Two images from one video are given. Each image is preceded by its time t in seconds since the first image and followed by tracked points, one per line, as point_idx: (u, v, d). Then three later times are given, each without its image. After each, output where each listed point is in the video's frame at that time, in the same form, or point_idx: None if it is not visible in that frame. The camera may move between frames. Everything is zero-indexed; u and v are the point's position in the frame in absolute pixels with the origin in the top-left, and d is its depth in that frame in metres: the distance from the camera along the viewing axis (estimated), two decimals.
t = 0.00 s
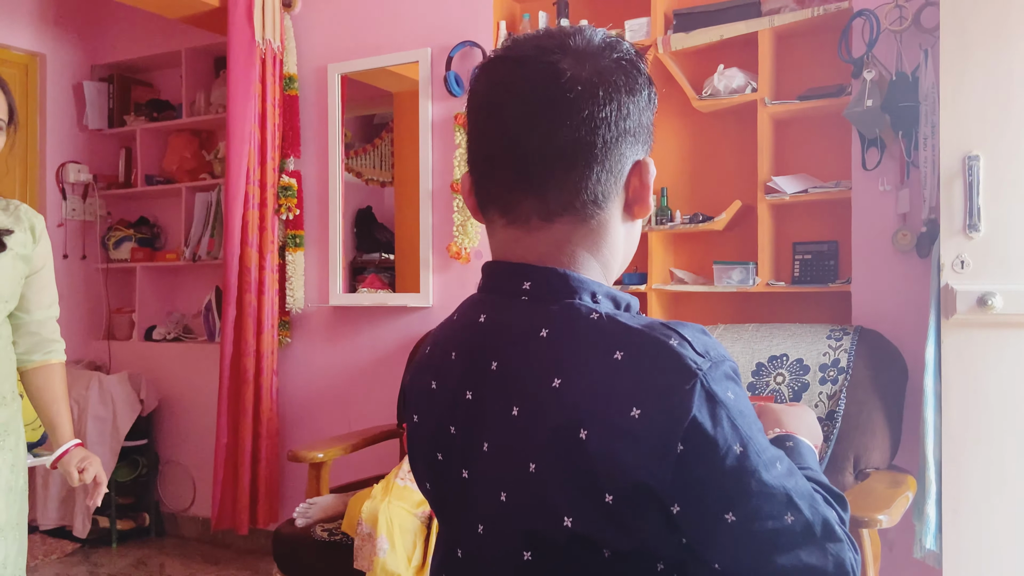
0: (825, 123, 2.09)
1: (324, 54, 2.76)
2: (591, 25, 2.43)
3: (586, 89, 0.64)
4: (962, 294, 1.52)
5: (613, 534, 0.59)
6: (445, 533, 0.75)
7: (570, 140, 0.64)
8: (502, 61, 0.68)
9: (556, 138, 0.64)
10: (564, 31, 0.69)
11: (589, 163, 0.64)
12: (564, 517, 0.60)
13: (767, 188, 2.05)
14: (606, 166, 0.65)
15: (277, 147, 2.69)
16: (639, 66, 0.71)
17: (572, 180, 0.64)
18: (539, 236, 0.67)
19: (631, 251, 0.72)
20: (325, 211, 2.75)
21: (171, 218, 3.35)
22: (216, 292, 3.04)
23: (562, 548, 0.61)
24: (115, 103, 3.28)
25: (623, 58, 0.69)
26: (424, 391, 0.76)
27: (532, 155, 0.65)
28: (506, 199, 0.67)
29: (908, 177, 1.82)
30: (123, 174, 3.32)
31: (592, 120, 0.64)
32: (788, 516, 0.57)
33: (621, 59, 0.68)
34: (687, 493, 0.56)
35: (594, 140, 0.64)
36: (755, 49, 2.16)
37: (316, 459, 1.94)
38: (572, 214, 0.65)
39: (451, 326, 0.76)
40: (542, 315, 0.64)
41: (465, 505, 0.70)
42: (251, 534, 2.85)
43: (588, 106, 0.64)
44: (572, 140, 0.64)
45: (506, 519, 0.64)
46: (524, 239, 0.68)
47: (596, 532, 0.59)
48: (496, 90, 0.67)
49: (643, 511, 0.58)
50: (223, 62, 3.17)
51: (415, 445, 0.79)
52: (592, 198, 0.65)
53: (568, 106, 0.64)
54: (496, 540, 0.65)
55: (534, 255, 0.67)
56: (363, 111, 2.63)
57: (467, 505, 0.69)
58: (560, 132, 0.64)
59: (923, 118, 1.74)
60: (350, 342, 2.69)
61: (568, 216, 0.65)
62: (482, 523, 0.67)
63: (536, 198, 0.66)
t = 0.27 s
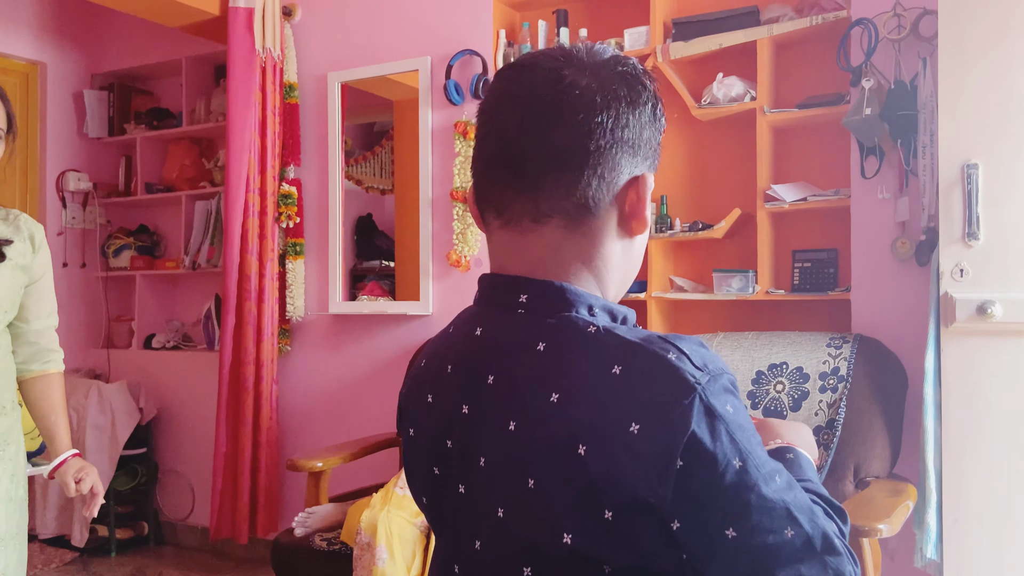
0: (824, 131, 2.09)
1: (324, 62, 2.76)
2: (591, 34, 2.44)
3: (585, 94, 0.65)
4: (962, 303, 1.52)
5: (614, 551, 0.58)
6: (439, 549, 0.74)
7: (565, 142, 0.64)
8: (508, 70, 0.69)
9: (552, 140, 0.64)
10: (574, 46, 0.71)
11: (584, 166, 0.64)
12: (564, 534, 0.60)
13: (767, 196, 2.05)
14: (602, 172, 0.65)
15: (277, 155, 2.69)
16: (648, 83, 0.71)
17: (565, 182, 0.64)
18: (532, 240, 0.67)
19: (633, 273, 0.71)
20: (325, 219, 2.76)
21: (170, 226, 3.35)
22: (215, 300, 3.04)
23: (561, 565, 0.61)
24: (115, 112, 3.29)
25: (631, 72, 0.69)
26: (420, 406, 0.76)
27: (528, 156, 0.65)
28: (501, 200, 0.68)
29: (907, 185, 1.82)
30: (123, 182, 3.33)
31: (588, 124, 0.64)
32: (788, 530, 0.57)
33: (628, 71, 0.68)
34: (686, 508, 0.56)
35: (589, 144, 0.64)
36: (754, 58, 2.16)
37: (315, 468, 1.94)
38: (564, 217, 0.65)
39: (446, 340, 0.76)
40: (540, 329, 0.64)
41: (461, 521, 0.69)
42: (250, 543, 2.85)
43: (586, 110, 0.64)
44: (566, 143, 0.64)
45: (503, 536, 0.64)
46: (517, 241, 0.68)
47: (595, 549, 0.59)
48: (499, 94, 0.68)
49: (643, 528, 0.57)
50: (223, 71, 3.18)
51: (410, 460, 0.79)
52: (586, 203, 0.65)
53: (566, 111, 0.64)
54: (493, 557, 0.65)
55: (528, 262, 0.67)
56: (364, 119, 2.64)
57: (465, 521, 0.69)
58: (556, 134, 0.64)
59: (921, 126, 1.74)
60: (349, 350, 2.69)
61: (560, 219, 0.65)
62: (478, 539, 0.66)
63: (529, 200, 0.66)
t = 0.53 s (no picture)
0: (821, 145, 2.09)
1: (321, 76, 2.77)
2: (588, 48, 2.44)
3: (570, 127, 0.66)
4: (960, 320, 1.51)
5: None
6: None
7: (543, 170, 0.65)
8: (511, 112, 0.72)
9: (530, 169, 0.65)
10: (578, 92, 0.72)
11: (559, 194, 0.64)
12: None
13: (765, 211, 2.05)
14: (579, 201, 0.64)
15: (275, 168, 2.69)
16: (649, 128, 0.71)
17: (539, 209, 0.65)
18: (511, 270, 0.67)
19: (631, 322, 0.68)
20: (323, 232, 2.75)
21: (168, 239, 3.35)
22: (213, 313, 3.03)
23: None
24: (114, 124, 3.29)
25: (628, 112, 0.70)
26: (407, 446, 0.76)
27: (509, 185, 0.67)
28: (485, 229, 0.69)
29: (905, 201, 1.82)
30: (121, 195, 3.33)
31: (568, 154, 0.64)
32: None
33: (624, 112, 0.69)
34: (671, 560, 0.55)
35: (566, 172, 0.64)
36: (751, 73, 2.16)
37: (312, 485, 1.93)
38: (539, 244, 0.65)
39: (431, 380, 0.75)
40: (523, 371, 0.64)
41: (451, 561, 0.70)
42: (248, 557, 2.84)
43: (567, 141, 0.65)
44: (545, 171, 0.65)
45: None
46: (500, 271, 0.68)
47: None
48: (498, 132, 0.71)
49: None
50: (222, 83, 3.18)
51: (399, 496, 0.79)
52: (563, 233, 0.64)
53: (549, 142, 0.65)
54: None
55: (510, 294, 0.68)
56: (362, 130, 2.63)
57: (455, 565, 0.69)
58: (534, 163, 0.65)
59: (919, 141, 1.74)
60: (346, 363, 2.68)
61: (536, 246, 0.65)
62: None
63: (508, 227, 0.66)
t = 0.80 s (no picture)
0: (820, 151, 2.08)
1: (319, 81, 2.76)
2: (586, 53, 2.44)
3: (562, 142, 0.65)
4: (960, 326, 1.51)
5: None
6: None
7: (535, 185, 0.64)
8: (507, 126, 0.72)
9: (521, 184, 0.65)
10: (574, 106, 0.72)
11: (550, 209, 0.63)
12: None
13: (764, 216, 2.05)
14: (570, 217, 0.63)
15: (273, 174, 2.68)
16: (646, 144, 0.70)
17: (529, 224, 0.64)
18: (502, 285, 0.66)
19: (624, 340, 0.67)
20: (321, 238, 2.75)
21: (167, 245, 3.35)
22: (211, 319, 3.03)
23: None
24: (112, 130, 3.28)
25: (624, 126, 0.69)
26: (396, 463, 0.75)
27: (500, 200, 0.66)
28: (477, 243, 0.69)
29: (904, 207, 1.81)
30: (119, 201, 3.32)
31: (560, 169, 0.64)
32: None
33: (620, 127, 0.68)
34: None
35: (558, 188, 0.63)
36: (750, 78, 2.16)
37: (310, 492, 1.92)
38: (529, 259, 0.64)
39: (421, 395, 0.75)
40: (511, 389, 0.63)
41: None
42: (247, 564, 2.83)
43: (560, 156, 0.64)
44: (536, 186, 0.64)
45: None
46: (491, 285, 0.68)
47: None
48: (492, 145, 0.71)
49: None
50: (220, 89, 3.17)
51: (389, 514, 0.79)
52: (553, 249, 0.63)
53: (542, 156, 0.65)
54: None
55: (499, 310, 0.67)
56: (361, 134, 2.63)
57: None
58: (525, 178, 0.65)
59: (918, 146, 1.73)
60: (345, 370, 2.67)
61: (526, 262, 0.64)
62: None
63: (499, 241, 0.66)
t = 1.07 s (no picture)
0: (824, 147, 2.08)
1: (322, 80, 2.76)
2: (589, 50, 2.43)
3: (561, 134, 0.65)
4: (965, 321, 1.50)
5: None
6: None
7: (534, 177, 0.64)
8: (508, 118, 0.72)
9: (521, 176, 0.65)
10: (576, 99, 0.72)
11: (548, 201, 0.63)
12: None
13: (767, 213, 2.04)
14: (568, 209, 0.63)
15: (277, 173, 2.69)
16: (647, 137, 0.70)
17: (528, 216, 0.64)
18: (500, 277, 0.66)
19: (623, 334, 0.67)
20: (324, 236, 2.75)
21: (171, 244, 3.35)
22: (215, 318, 3.03)
23: None
24: (115, 130, 3.29)
25: (624, 119, 0.69)
26: (396, 456, 0.75)
27: (500, 193, 0.66)
28: (476, 235, 0.69)
29: (908, 203, 1.81)
30: (123, 200, 3.33)
31: (559, 161, 0.64)
32: None
33: (621, 121, 0.68)
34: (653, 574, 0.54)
35: (556, 180, 0.63)
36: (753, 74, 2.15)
37: (314, 490, 1.92)
38: (527, 251, 0.64)
39: (420, 390, 0.75)
40: (507, 381, 0.63)
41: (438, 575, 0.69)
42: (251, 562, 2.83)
43: (559, 148, 0.64)
44: (535, 178, 0.64)
45: None
46: (489, 277, 0.68)
47: None
48: (493, 137, 0.71)
49: None
50: (223, 88, 3.18)
51: (390, 508, 0.79)
52: (550, 241, 0.63)
53: (541, 148, 0.65)
54: None
55: (497, 302, 0.67)
56: (364, 134, 2.63)
57: None
58: (525, 170, 0.65)
59: (921, 142, 1.73)
60: (349, 368, 2.68)
61: (524, 254, 0.64)
62: None
63: (498, 233, 0.66)
